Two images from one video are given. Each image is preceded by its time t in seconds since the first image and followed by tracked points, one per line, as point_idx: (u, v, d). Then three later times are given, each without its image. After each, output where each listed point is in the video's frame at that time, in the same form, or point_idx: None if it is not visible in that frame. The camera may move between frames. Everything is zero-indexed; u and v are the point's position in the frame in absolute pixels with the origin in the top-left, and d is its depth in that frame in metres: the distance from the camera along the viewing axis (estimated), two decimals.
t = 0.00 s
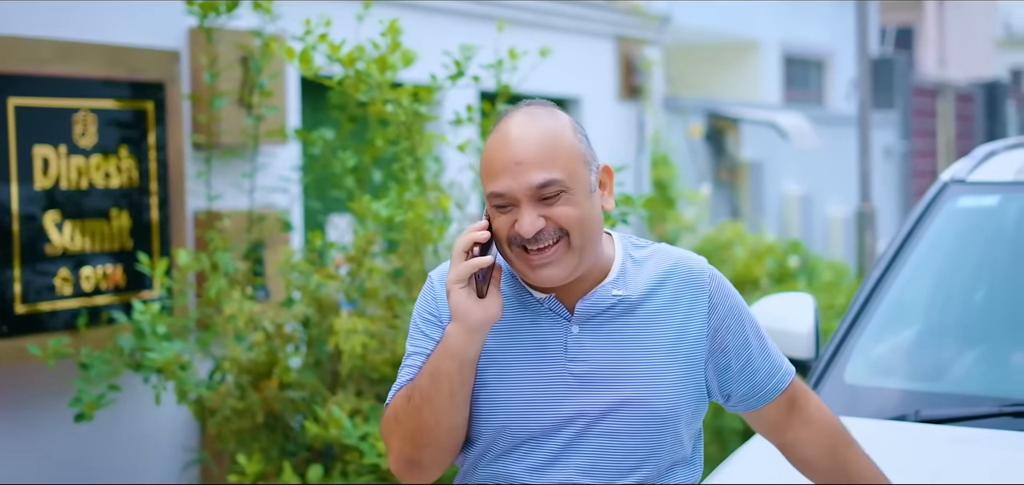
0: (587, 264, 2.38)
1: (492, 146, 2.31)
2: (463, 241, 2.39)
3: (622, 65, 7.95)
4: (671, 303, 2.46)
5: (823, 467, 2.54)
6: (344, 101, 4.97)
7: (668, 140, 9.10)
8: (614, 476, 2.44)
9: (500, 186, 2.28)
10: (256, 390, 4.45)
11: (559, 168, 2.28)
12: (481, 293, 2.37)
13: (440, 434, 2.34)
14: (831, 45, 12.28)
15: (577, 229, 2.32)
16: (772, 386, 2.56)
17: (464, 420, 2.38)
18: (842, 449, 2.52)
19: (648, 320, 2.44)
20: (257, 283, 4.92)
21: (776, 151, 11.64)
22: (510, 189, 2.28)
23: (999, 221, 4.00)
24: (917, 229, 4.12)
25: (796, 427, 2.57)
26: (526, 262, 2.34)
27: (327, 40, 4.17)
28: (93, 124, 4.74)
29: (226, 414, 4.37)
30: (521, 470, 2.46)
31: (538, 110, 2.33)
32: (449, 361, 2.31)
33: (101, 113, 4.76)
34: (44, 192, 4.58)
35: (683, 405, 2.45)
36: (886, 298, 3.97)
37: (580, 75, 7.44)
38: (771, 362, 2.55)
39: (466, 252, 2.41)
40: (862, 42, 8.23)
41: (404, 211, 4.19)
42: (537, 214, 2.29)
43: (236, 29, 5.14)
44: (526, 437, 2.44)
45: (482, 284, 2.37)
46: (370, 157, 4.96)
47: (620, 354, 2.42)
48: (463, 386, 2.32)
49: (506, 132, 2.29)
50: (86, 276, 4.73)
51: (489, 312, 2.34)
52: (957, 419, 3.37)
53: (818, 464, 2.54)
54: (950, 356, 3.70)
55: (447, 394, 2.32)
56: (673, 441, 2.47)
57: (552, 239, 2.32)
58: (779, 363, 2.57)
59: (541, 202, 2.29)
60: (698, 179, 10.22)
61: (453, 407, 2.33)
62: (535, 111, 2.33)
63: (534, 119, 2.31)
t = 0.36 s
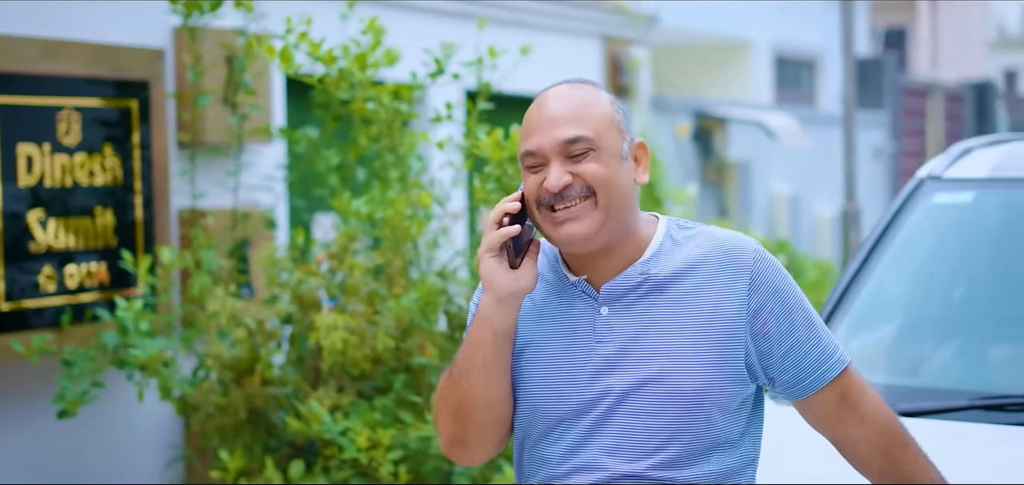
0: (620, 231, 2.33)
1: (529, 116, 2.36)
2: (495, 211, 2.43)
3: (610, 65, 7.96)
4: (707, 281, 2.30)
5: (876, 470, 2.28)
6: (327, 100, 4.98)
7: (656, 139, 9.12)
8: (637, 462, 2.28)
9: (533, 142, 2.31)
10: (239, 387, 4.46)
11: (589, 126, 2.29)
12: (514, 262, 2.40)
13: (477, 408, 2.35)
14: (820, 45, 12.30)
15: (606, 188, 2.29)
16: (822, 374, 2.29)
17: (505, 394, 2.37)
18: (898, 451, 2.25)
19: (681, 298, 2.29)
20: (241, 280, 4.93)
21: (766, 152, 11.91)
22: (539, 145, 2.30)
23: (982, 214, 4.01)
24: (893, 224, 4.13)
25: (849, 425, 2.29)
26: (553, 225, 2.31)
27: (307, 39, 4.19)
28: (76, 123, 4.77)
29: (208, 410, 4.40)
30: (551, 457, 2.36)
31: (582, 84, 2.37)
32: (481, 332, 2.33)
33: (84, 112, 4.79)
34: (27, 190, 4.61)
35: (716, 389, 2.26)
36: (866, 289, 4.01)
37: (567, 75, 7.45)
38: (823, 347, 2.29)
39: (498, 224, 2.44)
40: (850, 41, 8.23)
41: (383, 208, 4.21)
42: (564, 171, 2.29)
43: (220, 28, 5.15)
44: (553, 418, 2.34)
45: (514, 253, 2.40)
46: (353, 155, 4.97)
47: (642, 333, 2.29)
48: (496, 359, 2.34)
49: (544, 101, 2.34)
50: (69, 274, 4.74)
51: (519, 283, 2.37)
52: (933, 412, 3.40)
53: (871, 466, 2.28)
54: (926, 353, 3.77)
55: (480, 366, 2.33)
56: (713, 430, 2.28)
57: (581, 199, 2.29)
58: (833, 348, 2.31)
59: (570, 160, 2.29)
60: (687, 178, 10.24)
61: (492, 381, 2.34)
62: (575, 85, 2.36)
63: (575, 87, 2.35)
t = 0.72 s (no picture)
0: (657, 226, 2.37)
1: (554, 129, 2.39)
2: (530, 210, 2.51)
3: (595, 63, 7.98)
4: (745, 271, 2.34)
5: (911, 464, 2.35)
6: (307, 97, 5.00)
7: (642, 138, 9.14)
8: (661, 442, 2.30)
9: (558, 158, 2.35)
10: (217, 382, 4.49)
11: (608, 135, 2.31)
12: (554, 255, 2.45)
13: (515, 393, 2.41)
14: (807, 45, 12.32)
15: (637, 189, 2.32)
16: (856, 367, 2.33)
17: (542, 380, 2.43)
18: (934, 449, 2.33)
19: (719, 287, 2.33)
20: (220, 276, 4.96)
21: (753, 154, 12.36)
22: (564, 156, 2.34)
23: (952, 207, 4.07)
24: (866, 218, 4.20)
25: (885, 420, 2.35)
26: (592, 229, 2.36)
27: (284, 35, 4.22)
28: (57, 119, 4.77)
29: (186, 405, 4.43)
30: (574, 428, 2.40)
31: (600, 85, 2.38)
32: (520, 320, 2.39)
33: (65, 108, 4.80)
34: (9, 185, 4.61)
35: (745, 376, 2.29)
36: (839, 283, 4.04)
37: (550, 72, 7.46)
38: (861, 340, 2.33)
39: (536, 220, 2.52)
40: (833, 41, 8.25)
41: (358, 202, 4.23)
42: (592, 179, 2.32)
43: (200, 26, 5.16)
44: (582, 395, 2.38)
45: (555, 246, 2.46)
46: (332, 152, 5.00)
47: (680, 316, 2.32)
48: (533, 347, 2.40)
49: (565, 112, 2.36)
50: (48, 269, 4.77)
51: (556, 276, 2.42)
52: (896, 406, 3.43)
53: (906, 460, 2.36)
54: (898, 344, 3.83)
55: (518, 353, 2.40)
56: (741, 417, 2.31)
57: (614, 202, 2.33)
58: (871, 343, 2.35)
59: (595, 168, 2.32)
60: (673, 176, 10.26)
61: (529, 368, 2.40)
62: (592, 88, 2.37)
63: (593, 91, 2.36)
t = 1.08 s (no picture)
0: (676, 228, 2.44)
1: (608, 105, 2.44)
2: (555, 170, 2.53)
3: (577, 63, 8.00)
4: (737, 270, 2.41)
5: (894, 470, 2.37)
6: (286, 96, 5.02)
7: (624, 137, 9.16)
8: (642, 426, 2.35)
9: (604, 132, 2.41)
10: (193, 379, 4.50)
11: (657, 127, 2.37)
12: (564, 222, 2.48)
13: (495, 343, 2.46)
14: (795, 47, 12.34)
15: (667, 187, 2.39)
16: (844, 369, 2.38)
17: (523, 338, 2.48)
18: (915, 452, 2.35)
19: (715, 284, 2.40)
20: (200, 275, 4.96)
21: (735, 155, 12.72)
22: (609, 136, 2.40)
23: (927, 204, 4.16)
24: (837, 213, 4.28)
25: (869, 424, 2.39)
26: (610, 213, 2.43)
27: (258, 32, 4.24)
28: (34, 118, 4.77)
29: (162, 402, 4.44)
30: (556, 411, 2.44)
31: (663, 80, 2.44)
32: (515, 275, 2.44)
33: (42, 106, 4.79)
34: None
35: (732, 369, 2.35)
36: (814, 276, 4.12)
37: (531, 73, 7.49)
38: (849, 344, 2.38)
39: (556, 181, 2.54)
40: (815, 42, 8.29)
41: (331, 199, 4.25)
42: (628, 164, 2.39)
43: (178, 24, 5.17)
44: (569, 379, 2.44)
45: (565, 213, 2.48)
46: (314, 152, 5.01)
47: (674, 308, 2.38)
48: (524, 303, 2.44)
49: (622, 92, 2.42)
50: (25, 266, 4.76)
51: (560, 239, 2.46)
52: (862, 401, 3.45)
53: (889, 465, 2.37)
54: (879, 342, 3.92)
55: (507, 306, 2.44)
56: (724, 411, 2.35)
57: (640, 194, 2.40)
58: (860, 348, 2.40)
59: (635, 154, 2.39)
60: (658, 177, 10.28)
61: (512, 323, 2.45)
62: (655, 79, 2.43)
63: (654, 82, 2.42)
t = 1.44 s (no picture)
0: (636, 222, 2.42)
1: (555, 103, 2.43)
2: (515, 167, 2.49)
3: (560, 62, 8.00)
4: (694, 263, 2.37)
5: (848, 467, 2.35)
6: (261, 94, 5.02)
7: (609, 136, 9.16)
8: (607, 424, 2.29)
9: (557, 128, 2.39)
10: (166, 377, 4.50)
11: (611, 116, 2.36)
12: (524, 222, 2.44)
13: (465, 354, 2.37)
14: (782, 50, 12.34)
15: (625, 177, 2.37)
16: (802, 361, 2.35)
17: (494, 346, 2.39)
18: (867, 450, 2.32)
19: (673, 276, 2.35)
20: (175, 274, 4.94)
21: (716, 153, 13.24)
22: (564, 129, 2.38)
23: (896, 208, 4.21)
24: (807, 209, 4.32)
25: (821, 423, 2.36)
26: (569, 209, 2.41)
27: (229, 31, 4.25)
28: (9, 117, 4.76)
29: (135, 399, 4.44)
30: (516, 412, 2.36)
31: (607, 77, 2.43)
32: (481, 279, 2.35)
33: (16, 105, 4.78)
34: None
35: (695, 363, 2.31)
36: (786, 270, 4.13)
37: (513, 71, 7.49)
38: (804, 337, 2.35)
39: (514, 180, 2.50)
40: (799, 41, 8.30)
41: (302, 198, 4.28)
42: (585, 156, 2.37)
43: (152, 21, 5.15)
44: (528, 378, 2.36)
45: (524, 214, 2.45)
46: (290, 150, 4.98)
47: (633, 302, 2.34)
48: (492, 309, 2.35)
49: (569, 89, 2.42)
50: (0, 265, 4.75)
51: (524, 240, 2.39)
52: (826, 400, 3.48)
53: (843, 463, 2.35)
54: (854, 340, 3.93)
55: (475, 313, 2.35)
56: (688, 405, 2.31)
57: (599, 188, 2.38)
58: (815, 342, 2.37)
59: (590, 146, 2.37)
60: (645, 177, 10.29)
61: (481, 330, 2.36)
62: (600, 75, 2.44)
63: (601, 79, 2.41)
